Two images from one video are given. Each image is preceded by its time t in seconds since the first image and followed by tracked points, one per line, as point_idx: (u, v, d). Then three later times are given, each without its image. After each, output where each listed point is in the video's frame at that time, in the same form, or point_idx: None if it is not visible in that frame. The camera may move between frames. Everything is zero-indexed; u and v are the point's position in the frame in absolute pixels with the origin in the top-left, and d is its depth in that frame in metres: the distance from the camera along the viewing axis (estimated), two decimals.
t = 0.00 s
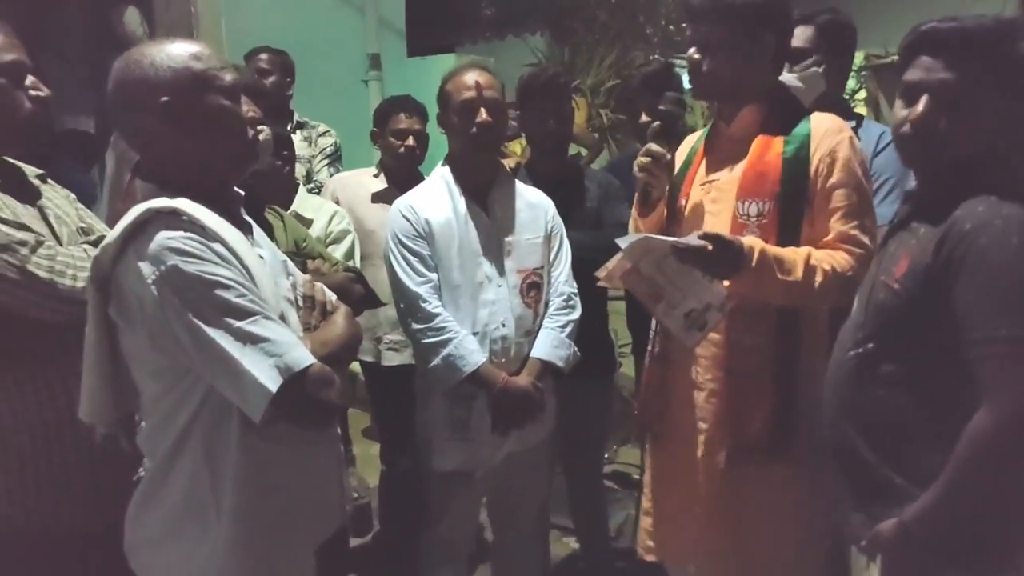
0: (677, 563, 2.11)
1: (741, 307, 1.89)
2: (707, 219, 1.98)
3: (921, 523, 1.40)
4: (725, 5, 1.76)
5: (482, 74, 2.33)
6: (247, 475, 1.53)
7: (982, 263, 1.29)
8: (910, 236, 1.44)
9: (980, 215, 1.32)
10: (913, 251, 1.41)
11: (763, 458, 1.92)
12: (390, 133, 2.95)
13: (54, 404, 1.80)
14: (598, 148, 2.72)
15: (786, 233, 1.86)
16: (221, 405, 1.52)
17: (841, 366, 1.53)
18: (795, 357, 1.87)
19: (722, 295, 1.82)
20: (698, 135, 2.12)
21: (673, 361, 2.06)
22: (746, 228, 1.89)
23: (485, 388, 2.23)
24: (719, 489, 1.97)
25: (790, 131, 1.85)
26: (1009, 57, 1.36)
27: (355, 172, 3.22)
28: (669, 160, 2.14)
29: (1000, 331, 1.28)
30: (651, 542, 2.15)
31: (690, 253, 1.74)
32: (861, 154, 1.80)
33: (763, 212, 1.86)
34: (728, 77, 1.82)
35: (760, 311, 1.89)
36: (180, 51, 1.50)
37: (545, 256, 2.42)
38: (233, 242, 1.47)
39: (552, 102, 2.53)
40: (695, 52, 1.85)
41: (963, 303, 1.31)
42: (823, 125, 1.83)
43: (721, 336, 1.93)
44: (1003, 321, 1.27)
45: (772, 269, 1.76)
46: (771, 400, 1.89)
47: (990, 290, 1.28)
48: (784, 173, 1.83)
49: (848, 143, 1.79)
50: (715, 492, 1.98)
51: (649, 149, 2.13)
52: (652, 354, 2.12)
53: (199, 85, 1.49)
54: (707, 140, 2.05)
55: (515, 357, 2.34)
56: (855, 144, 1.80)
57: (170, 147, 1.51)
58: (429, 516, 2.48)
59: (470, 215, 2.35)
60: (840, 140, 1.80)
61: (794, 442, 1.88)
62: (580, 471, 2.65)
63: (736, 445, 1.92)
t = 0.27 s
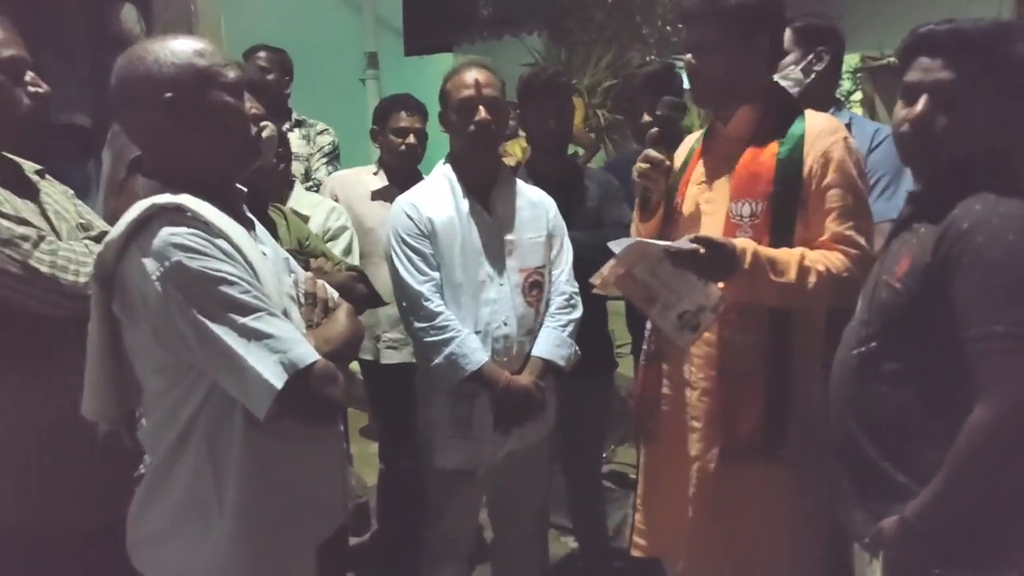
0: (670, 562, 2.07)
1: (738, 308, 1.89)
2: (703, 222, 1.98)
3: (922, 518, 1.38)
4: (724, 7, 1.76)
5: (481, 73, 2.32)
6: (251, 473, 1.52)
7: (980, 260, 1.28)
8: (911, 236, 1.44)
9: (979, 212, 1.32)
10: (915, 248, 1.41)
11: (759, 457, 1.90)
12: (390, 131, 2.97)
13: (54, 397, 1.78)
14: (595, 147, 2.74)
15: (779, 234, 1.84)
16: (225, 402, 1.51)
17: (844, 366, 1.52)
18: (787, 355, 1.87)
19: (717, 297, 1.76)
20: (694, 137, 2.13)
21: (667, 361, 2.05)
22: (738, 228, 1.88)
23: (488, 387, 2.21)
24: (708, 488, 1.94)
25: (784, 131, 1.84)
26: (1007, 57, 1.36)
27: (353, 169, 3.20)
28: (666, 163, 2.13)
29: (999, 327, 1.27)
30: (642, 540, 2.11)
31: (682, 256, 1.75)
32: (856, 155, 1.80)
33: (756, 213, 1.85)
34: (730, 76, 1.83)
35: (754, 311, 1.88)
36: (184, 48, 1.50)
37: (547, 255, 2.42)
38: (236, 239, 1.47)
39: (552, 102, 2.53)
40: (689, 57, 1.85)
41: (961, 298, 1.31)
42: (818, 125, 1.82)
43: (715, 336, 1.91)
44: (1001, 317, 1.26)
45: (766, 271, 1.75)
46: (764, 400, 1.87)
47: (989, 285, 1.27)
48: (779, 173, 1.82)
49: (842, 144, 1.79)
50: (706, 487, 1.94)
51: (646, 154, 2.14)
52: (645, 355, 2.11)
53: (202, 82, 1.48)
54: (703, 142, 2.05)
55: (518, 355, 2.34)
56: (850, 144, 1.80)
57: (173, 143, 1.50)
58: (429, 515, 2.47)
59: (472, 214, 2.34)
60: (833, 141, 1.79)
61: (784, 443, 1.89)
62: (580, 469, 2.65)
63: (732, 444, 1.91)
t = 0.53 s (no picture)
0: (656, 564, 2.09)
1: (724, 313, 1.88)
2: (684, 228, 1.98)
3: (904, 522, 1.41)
4: (714, 13, 1.73)
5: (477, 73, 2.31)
6: (240, 477, 1.51)
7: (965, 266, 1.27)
8: (900, 239, 1.44)
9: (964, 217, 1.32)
10: (902, 253, 1.41)
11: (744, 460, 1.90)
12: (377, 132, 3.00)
13: (41, 401, 1.78)
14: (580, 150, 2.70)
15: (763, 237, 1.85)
16: (212, 406, 1.49)
17: (834, 368, 1.56)
18: (775, 357, 1.85)
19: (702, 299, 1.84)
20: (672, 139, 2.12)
21: (652, 363, 2.05)
22: (723, 233, 1.90)
23: (477, 389, 2.25)
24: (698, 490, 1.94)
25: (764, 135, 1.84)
26: (997, 61, 1.33)
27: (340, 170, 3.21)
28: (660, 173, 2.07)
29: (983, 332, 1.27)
30: (626, 543, 2.12)
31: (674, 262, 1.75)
32: (837, 158, 1.81)
33: (740, 217, 1.87)
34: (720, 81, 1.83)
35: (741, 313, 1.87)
36: (173, 47, 1.48)
37: (537, 257, 2.42)
38: (225, 241, 1.45)
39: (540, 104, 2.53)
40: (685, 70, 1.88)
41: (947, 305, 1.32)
42: (798, 129, 1.83)
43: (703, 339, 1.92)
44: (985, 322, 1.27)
45: (754, 276, 1.77)
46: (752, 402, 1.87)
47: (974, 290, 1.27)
48: (761, 178, 1.83)
49: (822, 148, 1.79)
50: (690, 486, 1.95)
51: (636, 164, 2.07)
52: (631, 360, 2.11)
53: (191, 82, 1.47)
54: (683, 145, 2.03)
55: (508, 358, 2.34)
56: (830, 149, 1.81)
57: (161, 144, 1.49)
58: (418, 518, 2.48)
59: (463, 215, 2.34)
60: (812, 145, 1.80)
61: (771, 446, 1.87)
62: (566, 473, 2.63)
63: (721, 447, 1.91)
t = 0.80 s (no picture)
0: None
1: (710, 326, 1.88)
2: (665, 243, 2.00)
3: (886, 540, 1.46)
4: (700, 31, 1.73)
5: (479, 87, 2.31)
6: (229, 488, 1.51)
7: (946, 284, 1.30)
8: (881, 256, 1.47)
9: (949, 235, 1.34)
10: (885, 269, 1.43)
11: (729, 472, 1.90)
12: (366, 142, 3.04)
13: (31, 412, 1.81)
14: (567, 161, 2.58)
15: (746, 249, 1.87)
16: (200, 418, 1.49)
17: (812, 384, 1.58)
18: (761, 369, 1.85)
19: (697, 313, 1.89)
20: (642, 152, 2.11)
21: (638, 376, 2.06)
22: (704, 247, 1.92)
23: (474, 401, 2.26)
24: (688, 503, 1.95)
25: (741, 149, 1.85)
26: (982, 79, 1.34)
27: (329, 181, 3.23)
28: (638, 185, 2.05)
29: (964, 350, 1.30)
30: (614, 557, 2.11)
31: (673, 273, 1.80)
32: (810, 170, 1.83)
33: (722, 233, 1.89)
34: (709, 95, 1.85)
35: (726, 325, 1.87)
36: (166, 57, 1.47)
37: (530, 268, 2.45)
38: (215, 253, 1.45)
39: (529, 117, 2.55)
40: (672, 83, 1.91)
41: (929, 323, 1.34)
42: (773, 144, 1.84)
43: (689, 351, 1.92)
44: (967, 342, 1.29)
45: (750, 284, 1.77)
46: (739, 415, 1.87)
47: (957, 309, 1.29)
48: (741, 193, 1.84)
49: (797, 162, 1.81)
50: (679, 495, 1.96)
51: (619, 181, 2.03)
52: (615, 373, 2.10)
53: (183, 92, 1.46)
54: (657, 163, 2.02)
55: (503, 369, 2.35)
56: (804, 162, 1.83)
57: (154, 153, 1.48)
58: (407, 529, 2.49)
59: (460, 225, 2.35)
60: (788, 159, 1.81)
61: (756, 458, 1.87)
62: (552, 490, 2.54)
63: (709, 460, 1.91)
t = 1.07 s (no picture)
0: None
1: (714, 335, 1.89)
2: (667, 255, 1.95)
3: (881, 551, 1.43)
4: (696, 43, 1.76)
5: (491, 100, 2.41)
6: (235, 500, 1.51)
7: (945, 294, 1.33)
8: (878, 269, 1.51)
9: (947, 249, 1.37)
10: (881, 282, 1.48)
11: (732, 481, 1.91)
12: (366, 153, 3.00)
13: (35, 424, 1.82)
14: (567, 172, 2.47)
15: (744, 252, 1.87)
16: (205, 431, 1.49)
17: (806, 395, 1.63)
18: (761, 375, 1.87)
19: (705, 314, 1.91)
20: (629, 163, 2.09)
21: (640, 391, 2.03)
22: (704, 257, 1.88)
23: (490, 413, 2.31)
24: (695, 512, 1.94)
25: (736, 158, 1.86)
26: (975, 94, 1.37)
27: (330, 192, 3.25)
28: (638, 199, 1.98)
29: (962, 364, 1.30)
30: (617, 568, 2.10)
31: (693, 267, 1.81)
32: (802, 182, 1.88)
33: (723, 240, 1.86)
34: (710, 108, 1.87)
35: (727, 334, 1.89)
36: (174, 70, 1.49)
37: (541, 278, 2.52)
38: (223, 265, 1.46)
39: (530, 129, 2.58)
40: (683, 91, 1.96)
41: (927, 335, 1.35)
42: (766, 156, 1.87)
43: (693, 361, 1.92)
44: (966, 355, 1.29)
45: (758, 287, 1.77)
46: (741, 426, 1.87)
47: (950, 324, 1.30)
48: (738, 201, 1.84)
49: (791, 173, 1.85)
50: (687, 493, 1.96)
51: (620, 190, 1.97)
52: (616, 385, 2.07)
53: (192, 105, 1.47)
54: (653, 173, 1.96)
55: (516, 379, 2.41)
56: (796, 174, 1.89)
57: (162, 165, 1.49)
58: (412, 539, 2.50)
59: (474, 237, 2.41)
60: (783, 169, 1.85)
61: (758, 466, 1.88)
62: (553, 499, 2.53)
63: (713, 469, 1.92)
